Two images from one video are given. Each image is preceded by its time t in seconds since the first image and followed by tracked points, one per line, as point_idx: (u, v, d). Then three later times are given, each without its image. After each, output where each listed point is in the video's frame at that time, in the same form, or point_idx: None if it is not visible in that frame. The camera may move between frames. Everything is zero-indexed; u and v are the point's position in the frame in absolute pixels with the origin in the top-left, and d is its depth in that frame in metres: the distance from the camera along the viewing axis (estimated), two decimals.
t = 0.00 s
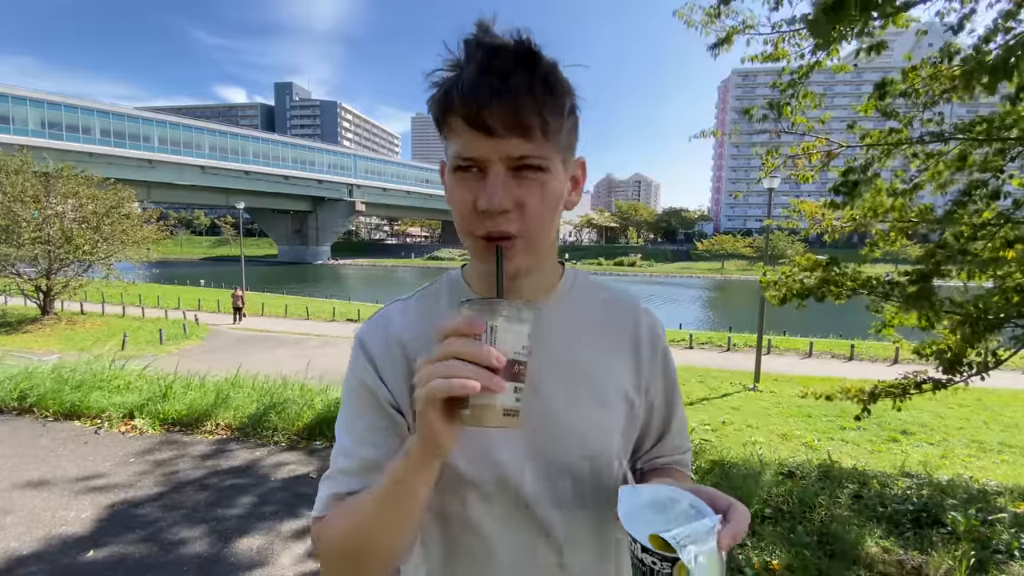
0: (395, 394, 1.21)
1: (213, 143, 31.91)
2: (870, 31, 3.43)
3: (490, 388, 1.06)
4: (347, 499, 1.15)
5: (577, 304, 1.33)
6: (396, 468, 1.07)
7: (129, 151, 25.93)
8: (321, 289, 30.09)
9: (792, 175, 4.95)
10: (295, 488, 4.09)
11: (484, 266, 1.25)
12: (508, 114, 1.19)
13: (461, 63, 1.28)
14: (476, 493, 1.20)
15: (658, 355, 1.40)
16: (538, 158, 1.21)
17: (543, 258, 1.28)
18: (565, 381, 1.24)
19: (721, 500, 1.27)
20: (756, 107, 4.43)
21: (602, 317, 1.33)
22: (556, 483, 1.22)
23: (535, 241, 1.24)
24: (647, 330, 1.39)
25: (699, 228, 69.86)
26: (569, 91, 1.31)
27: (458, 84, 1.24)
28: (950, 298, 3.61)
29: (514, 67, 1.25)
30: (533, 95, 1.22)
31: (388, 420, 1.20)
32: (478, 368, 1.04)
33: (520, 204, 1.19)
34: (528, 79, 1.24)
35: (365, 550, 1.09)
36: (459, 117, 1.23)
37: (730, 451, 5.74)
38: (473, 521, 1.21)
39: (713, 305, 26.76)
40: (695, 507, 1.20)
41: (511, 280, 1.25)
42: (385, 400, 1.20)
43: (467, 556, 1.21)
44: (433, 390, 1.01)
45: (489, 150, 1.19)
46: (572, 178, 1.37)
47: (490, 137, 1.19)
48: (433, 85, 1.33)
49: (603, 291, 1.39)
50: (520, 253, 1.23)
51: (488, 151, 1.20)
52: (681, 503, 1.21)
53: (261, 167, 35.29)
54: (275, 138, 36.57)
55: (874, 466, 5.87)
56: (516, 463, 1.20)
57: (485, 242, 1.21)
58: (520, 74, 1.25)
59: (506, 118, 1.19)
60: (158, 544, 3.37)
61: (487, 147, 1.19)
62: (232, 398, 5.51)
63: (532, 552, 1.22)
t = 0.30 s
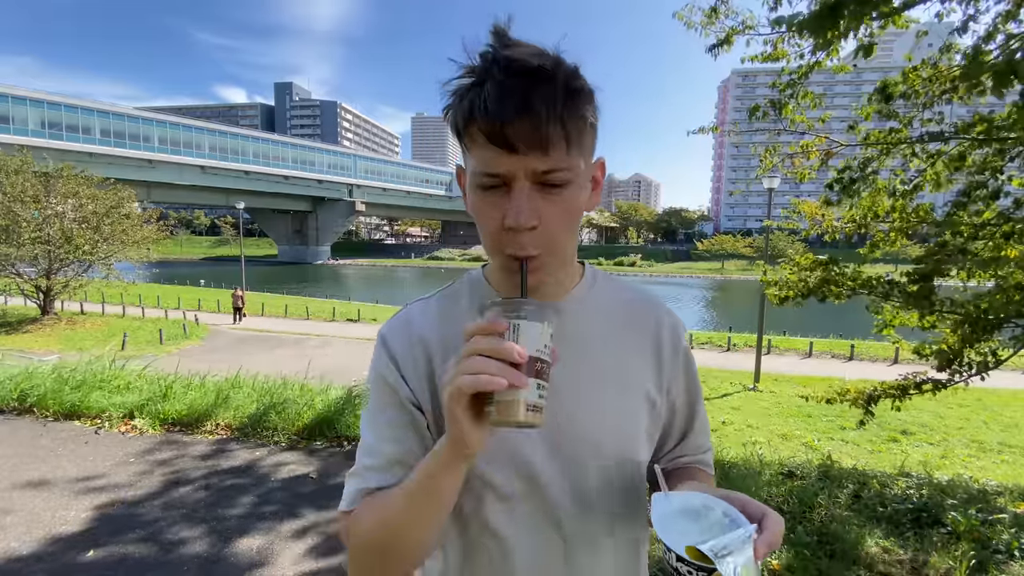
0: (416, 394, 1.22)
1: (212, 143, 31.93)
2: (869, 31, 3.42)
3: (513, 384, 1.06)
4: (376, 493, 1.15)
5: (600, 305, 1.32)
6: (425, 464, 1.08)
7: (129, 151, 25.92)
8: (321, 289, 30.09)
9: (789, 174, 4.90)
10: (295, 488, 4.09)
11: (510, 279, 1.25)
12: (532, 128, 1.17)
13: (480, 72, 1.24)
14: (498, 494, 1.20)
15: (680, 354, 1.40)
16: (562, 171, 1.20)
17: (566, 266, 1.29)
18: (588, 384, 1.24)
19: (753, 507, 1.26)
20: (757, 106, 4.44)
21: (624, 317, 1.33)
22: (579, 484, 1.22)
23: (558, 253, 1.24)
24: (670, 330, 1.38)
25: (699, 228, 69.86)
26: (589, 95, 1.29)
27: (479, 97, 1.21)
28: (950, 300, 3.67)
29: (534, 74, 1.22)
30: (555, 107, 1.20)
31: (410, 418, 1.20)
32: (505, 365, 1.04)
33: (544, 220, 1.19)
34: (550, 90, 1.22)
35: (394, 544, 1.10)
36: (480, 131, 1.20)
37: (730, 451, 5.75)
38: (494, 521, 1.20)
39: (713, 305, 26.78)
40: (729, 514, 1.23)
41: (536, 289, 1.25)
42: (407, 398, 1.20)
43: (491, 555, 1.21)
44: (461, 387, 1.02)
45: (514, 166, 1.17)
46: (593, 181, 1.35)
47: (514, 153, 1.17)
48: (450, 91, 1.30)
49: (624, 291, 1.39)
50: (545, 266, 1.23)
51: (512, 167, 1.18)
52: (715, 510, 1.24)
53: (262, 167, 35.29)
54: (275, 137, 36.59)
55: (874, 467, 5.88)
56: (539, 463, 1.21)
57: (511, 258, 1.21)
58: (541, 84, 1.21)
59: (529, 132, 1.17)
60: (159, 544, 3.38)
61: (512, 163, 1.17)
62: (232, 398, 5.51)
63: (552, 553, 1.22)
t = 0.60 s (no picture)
0: (420, 397, 1.21)
1: (213, 143, 31.92)
2: (870, 33, 3.42)
3: (520, 397, 1.05)
4: (378, 497, 1.15)
5: (604, 307, 1.32)
6: (429, 472, 1.07)
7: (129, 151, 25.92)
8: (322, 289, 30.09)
9: (789, 171, 4.92)
10: (296, 487, 4.08)
11: (513, 285, 1.25)
12: (536, 134, 1.16)
13: (483, 76, 1.23)
14: (502, 498, 1.19)
15: (686, 356, 1.39)
16: (567, 178, 1.19)
17: (569, 271, 1.28)
18: (590, 385, 1.24)
19: (757, 510, 1.26)
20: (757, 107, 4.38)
21: (628, 319, 1.33)
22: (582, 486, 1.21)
23: (562, 260, 1.24)
24: (675, 330, 1.38)
25: (699, 229, 69.84)
26: (594, 97, 1.27)
27: (483, 103, 1.20)
28: (949, 299, 3.65)
29: (540, 79, 1.20)
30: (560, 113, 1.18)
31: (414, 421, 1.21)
32: (510, 378, 1.03)
33: (548, 228, 1.18)
34: (555, 94, 1.20)
35: (396, 547, 1.10)
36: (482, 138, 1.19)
37: (730, 451, 5.75)
38: (499, 525, 1.20)
39: (713, 305, 26.78)
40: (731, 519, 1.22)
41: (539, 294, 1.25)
42: (409, 401, 1.20)
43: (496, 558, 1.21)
44: (465, 399, 1.02)
45: (518, 173, 1.16)
46: (598, 184, 1.34)
47: (518, 160, 1.16)
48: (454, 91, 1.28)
49: (628, 293, 1.38)
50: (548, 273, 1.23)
51: (516, 174, 1.16)
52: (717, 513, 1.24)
53: (261, 167, 35.27)
54: (275, 137, 36.60)
55: (874, 467, 5.88)
56: (542, 465, 1.20)
57: (515, 265, 1.20)
58: (544, 89, 1.20)
59: (534, 140, 1.15)
60: (160, 544, 3.37)
61: (516, 170, 1.16)
62: (232, 398, 5.51)
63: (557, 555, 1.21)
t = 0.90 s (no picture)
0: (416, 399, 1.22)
1: (213, 142, 31.92)
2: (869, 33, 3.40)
3: (524, 410, 1.06)
4: (375, 503, 1.15)
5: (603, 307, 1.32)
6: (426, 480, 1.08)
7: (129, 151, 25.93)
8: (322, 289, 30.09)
9: (787, 173, 4.92)
10: (296, 487, 4.09)
11: (515, 284, 1.26)
12: (542, 136, 1.16)
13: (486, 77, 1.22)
14: (501, 504, 1.19)
15: (684, 355, 1.40)
16: (571, 179, 1.19)
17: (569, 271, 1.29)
18: (592, 389, 1.24)
19: (754, 510, 1.27)
20: (755, 108, 4.28)
21: (627, 319, 1.33)
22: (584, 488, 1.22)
23: (564, 260, 1.24)
24: (673, 330, 1.38)
25: (699, 229, 69.84)
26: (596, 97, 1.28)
27: (487, 102, 1.19)
28: (948, 298, 3.61)
29: (543, 79, 1.20)
30: (564, 113, 1.18)
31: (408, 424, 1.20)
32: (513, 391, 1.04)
33: (552, 229, 1.19)
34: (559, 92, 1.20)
35: (392, 554, 1.10)
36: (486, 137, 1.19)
37: (730, 451, 5.75)
38: (498, 527, 1.20)
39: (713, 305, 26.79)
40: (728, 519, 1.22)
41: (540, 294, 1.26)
42: (403, 404, 1.21)
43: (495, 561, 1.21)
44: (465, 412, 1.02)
45: (523, 175, 1.16)
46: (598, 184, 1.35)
47: (522, 161, 1.16)
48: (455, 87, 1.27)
49: (626, 293, 1.39)
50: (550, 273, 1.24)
51: (521, 175, 1.17)
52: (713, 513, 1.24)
53: (261, 167, 35.27)
54: (275, 137, 36.60)
55: (874, 467, 5.89)
56: (542, 469, 1.20)
57: (519, 265, 1.21)
58: (550, 91, 1.20)
59: (539, 142, 1.16)
60: (160, 543, 3.38)
61: (520, 171, 1.16)
62: (232, 398, 5.51)
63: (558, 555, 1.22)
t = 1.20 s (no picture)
0: (408, 395, 1.21)
1: (213, 143, 31.93)
2: (867, 33, 3.38)
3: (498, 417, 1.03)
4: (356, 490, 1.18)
5: (605, 311, 1.31)
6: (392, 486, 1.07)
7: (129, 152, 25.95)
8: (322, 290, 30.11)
9: (785, 175, 4.94)
10: (295, 488, 4.09)
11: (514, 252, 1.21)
12: (547, 100, 1.19)
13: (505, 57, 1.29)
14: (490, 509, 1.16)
15: (687, 367, 1.39)
16: (577, 147, 1.20)
17: (574, 251, 1.27)
18: (590, 383, 1.21)
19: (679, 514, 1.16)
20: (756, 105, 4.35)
21: (629, 323, 1.32)
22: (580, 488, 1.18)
23: (569, 234, 1.22)
24: (677, 338, 1.37)
25: (700, 229, 69.86)
26: (611, 80, 1.29)
27: (503, 73, 1.24)
28: (948, 301, 3.53)
29: (557, 56, 1.25)
30: (573, 81, 1.21)
31: (402, 411, 1.21)
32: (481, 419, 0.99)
33: (557, 191, 1.17)
34: (571, 64, 1.24)
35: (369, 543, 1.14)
36: (497, 104, 1.23)
37: (730, 451, 5.76)
38: (490, 527, 1.17)
39: (713, 305, 26.82)
40: (656, 522, 1.09)
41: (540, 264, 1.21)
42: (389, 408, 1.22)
43: (483, 558, 1.19)
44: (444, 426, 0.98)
45: (530, 136, 1.19)
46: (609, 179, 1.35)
47: (528, 122, 1.19)
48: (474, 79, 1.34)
49: (629, 300, 1.38)
50: (553, 240, 1.19)
51: (526, 135, 1.19)
52: (640, 514, 1.10)
53: (262, 167, 35.29)
54: (275, 138, 36.62)
55: (874, 467, 5.90)
56: (537, 472, 1.17)
57: (518, 226, 1.18)
58: (557, 61, 1.24)
59: (541, 104, 1.19)
60: (159, 544, 3.38)
61: (525, 132, 1.19)
62: (232, 398, 5.51)
63: (552, 557, 1.18)
